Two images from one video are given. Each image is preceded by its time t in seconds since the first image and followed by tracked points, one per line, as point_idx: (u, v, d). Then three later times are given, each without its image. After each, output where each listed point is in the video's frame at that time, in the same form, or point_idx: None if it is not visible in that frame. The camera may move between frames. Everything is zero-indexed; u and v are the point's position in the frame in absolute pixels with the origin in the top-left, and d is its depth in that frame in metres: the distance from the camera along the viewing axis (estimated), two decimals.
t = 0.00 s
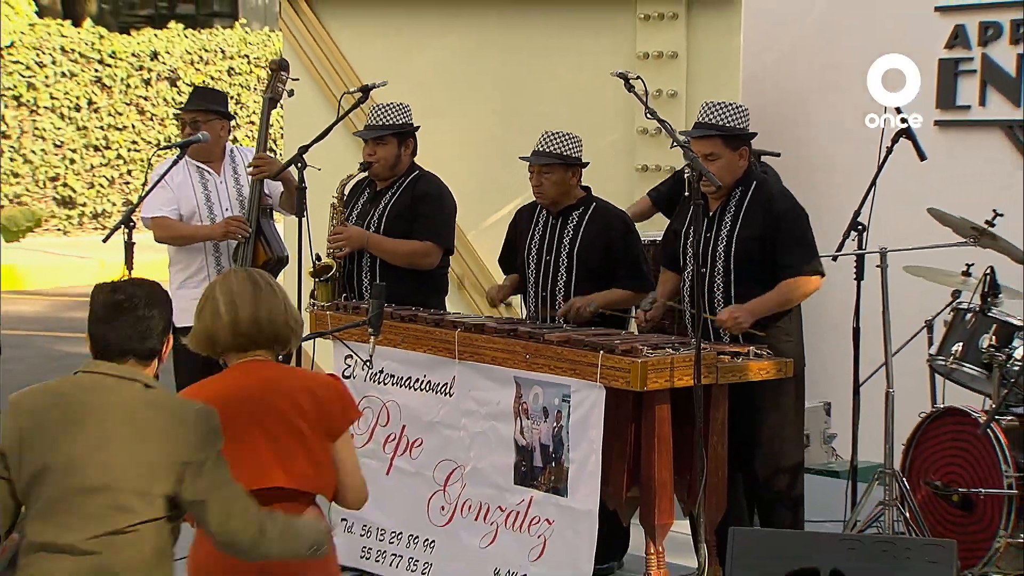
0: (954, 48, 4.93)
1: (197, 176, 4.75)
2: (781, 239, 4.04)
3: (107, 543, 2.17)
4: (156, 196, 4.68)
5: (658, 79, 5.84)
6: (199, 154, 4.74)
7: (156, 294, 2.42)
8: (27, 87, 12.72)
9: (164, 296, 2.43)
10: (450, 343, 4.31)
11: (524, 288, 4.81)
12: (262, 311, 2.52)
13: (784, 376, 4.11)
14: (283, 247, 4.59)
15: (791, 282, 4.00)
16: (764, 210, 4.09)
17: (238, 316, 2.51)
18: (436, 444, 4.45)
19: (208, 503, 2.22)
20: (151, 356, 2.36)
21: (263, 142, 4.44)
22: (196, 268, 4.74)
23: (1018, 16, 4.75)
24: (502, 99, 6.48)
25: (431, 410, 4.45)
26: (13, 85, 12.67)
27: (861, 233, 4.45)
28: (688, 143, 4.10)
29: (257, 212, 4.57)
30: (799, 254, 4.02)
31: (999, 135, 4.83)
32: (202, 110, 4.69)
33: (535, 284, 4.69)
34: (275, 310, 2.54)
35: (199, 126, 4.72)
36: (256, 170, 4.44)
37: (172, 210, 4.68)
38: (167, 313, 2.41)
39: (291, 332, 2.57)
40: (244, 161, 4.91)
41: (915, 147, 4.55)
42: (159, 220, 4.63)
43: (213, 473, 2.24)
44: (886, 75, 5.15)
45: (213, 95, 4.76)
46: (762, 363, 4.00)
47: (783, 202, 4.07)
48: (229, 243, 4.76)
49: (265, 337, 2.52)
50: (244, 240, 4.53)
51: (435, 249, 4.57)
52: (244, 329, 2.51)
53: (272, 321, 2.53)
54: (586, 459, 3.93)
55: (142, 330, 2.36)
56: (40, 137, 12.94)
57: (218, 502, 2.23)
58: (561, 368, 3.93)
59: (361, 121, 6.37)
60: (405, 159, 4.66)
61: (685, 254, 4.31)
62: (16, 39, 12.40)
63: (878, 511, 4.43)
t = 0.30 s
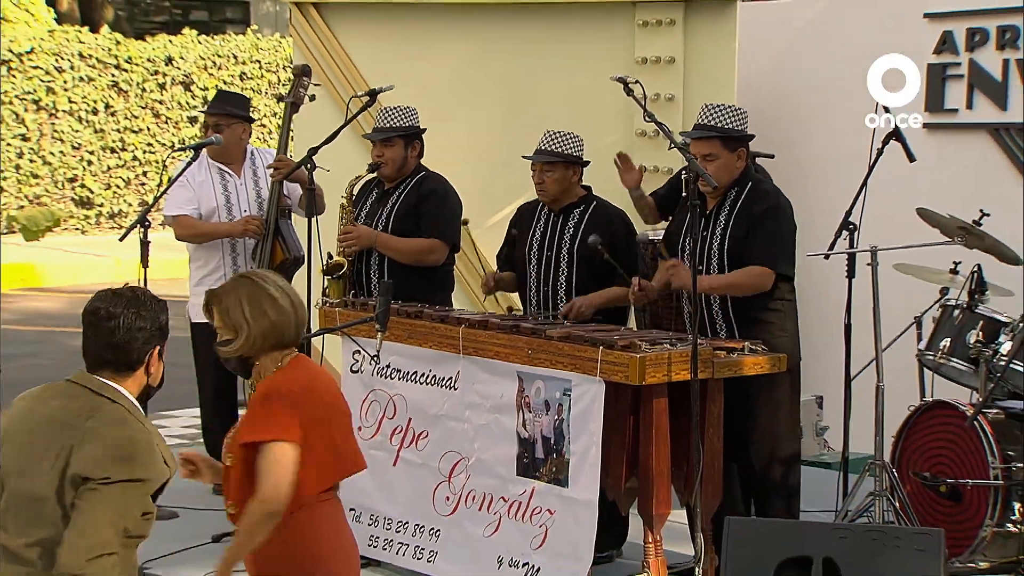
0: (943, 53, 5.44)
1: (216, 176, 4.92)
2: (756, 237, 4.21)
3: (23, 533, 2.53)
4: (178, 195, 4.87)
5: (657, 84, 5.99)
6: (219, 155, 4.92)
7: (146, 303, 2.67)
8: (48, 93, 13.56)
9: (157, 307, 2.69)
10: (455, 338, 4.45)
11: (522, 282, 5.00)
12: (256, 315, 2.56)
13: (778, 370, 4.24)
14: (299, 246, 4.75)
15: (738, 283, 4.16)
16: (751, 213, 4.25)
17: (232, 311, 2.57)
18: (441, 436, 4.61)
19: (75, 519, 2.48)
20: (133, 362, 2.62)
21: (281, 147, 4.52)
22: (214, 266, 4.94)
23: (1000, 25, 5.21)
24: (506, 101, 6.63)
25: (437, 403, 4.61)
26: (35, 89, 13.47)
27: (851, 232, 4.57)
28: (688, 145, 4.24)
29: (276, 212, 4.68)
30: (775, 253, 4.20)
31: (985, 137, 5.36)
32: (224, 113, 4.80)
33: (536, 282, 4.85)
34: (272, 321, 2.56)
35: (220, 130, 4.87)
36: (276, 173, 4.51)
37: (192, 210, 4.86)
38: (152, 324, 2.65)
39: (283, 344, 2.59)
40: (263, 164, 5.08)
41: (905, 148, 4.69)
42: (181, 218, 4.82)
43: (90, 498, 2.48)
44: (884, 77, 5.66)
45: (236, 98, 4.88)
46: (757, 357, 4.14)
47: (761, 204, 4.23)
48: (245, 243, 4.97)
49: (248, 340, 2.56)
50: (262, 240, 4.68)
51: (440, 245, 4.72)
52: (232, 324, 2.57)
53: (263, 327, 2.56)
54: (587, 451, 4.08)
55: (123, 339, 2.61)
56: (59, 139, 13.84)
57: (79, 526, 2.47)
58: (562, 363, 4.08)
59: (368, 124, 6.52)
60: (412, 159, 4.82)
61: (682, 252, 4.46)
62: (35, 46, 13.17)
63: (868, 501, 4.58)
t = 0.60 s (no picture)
0: (933, 58, 5.67)
1: (240, 179, 5.09)
2: (763, 235, 4.33)
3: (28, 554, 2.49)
4: (201, 198, 5.03)
5: (657, 88, 6.21)
6: (242, 159, 5.08)
7: (150, 308, 2.63)
8: (65, 96, 14.19)
9: (160, 311, 2.64)
10: (461, 335, 4.59)
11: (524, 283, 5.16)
12: (301, 320, 2.77)
13: (774, 367, 4.37)
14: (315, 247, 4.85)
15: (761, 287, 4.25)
16: (754, 212, 4.38)
17: (284, 319, 2.75)
18: (447, 431, 4.76)
19: (63, 530, 2.39)
20: (132, 367, 2.58)
21: (300, 151, 4.62)
22: (239, 266, 5.08)
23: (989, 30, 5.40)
24: (511, 105, 6.78)
25: (443, 398, 4.75)
26: (53, 93, 14.12)
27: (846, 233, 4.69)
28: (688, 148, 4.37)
29: (294, 213, 4.80)
30: (780, 255, 4.31)
31: (976, 141, 5.57)
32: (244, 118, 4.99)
33: (538, 279, 4.99)
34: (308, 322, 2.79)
35: (244, 135, 5.03)
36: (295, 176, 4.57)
37: (215, 212, 5.01)
38: (153, 327, 2.60)
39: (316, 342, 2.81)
40: (284, 166, 5.22)
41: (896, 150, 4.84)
42: (205, 221, 4.97)
43: (74, 505, 2.39)
44: (884, 77, 5.86)
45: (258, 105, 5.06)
46: (753, 353, 4.27)
47: (766, 206, 4.36)
48: (267, 242, 5.10)
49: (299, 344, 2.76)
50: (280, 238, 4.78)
51: (445, 244, 4.86)
52: (285, 333, 2.75)
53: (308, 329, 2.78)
54: (588, 444, 4.21)
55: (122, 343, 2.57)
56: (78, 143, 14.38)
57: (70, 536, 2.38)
58: (564, 360, 4.22)
59: (377, 128, 6.66)
60: (419, 162, 4.95)
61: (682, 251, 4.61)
62: (54, 52, 14.03)
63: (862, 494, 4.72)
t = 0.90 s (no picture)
0: (924, 64, 5.83)
1: (255, 180, 5.25)
2: (772, 235, 4.50)
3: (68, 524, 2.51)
4: (216, 197, 5.16)
5: (657, 94, 6.37)
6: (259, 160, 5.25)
7: (186, 301, 2.66)
8: (82, 101, 14.26)
9: (198, 304, 2.68)
10: (466, 333, 4.74)
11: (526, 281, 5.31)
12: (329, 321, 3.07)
13: (770, 364, 4.52)
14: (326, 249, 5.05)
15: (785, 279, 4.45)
16: (755, 209, 4.53)
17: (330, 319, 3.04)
18: (452, 425, 4.91)
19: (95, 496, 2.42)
20: (172, 358, 2.61)
21: (311, 155, 4.79)
22: (254, 267, 5.24)
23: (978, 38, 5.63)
24: (515, 109, 6.94)
25: (448, 394, 4.91)
26: (70, 99, 14.13)
27: (839, 234, 4.86)
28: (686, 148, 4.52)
29: (305, 214, 5.01)
30: (794, 247, 4.49)
31: (964, 145, 5.73)
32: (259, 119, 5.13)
33: (539, 275, 5.13)
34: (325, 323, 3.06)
35: (263, 138, 5.19)
36: (306, 178, 4.76)
37: (229, 212, 5.16)
38: (191, 319, 2.64)
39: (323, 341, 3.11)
40: (298, 169, 5.40)
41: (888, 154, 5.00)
42: (218, 220, 5.12)
43: (108, 474, 2.42)
44: (884, 77, 5.99)
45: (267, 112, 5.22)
46: (750, 350, 4.42)
47: (769, 203, 4.51)
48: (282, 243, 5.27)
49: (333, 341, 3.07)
50: (291, 240, 4.99)
51: (450, 245, 5.00)
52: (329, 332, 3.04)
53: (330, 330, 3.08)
54: (589, 438, 4.36)
55: (161, 337, 2.59)
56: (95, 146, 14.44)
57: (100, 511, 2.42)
58: (566, 357, 4.36)
59: (385, 131, 6.81)
60: (425, 165, 5.11)
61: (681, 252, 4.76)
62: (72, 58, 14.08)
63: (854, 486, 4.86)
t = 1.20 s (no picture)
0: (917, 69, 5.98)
1: (262, 187, 5.39)
2: (771, 238, 4.63)
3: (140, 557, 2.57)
4: (225, 206, 5.31)
5: (655, 99, 6.58)
6: (264, 166, 5.40)
7: (210, 313, 2.77)
8: (99, 107, 14.48)
9: (220, 316, 2.79)
10: (471, 331, 4.90)
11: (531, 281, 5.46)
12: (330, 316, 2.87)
13: (766, 362, 4.68)
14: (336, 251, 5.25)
15: (780, 279, 4.61)
16: (753, 212, 4.67)
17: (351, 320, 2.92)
18: (457, 420, 5.06)
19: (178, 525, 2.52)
20: (197, 371, 2.71)
21: (322, 158, 4.93)
22: (263, 270, 5.42)
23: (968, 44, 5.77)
24: (519, 113, 7.09)
25: (454, 390, 5.05)
26: (87, 104, 14.31)
27: (834, 235, 5.01)
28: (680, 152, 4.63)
29: (316, 217, 5.17)
30: (785, 249, 4.63)
31: (955, 150, 5.85)
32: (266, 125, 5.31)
33: (541, 275, 5.29)
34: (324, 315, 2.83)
35: (274, 144, 5.39)
36: (315, 180, 4.93)
37: (239, 220, 5.31)
38: (215, 331, 2.74)
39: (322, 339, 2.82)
40: (304, 176, 5.57)
41: (881, 158, 5.15)
42: (229, 228, 5.27)
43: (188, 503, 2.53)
44: (884, 78, 6.14)
45: (277, 118, 5.36)
46: (747, 347, 4.58)
47: (765, 204, 4.66)
48: (290, 247, 5.45)
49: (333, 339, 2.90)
50: (304, 240, 5.17)
51: (455, 246, 5.16)
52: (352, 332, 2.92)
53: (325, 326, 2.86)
54: (590, 433, 4.50)
55: (187, 349, 2.69)
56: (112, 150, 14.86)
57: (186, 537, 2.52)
58: (567, 354, 4.51)
59: (392, 135, 6.95)
60: (431, 168, 5.24)
61: (680, 253, 4.91)
62: (89, 64, 14.23)
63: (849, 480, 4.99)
